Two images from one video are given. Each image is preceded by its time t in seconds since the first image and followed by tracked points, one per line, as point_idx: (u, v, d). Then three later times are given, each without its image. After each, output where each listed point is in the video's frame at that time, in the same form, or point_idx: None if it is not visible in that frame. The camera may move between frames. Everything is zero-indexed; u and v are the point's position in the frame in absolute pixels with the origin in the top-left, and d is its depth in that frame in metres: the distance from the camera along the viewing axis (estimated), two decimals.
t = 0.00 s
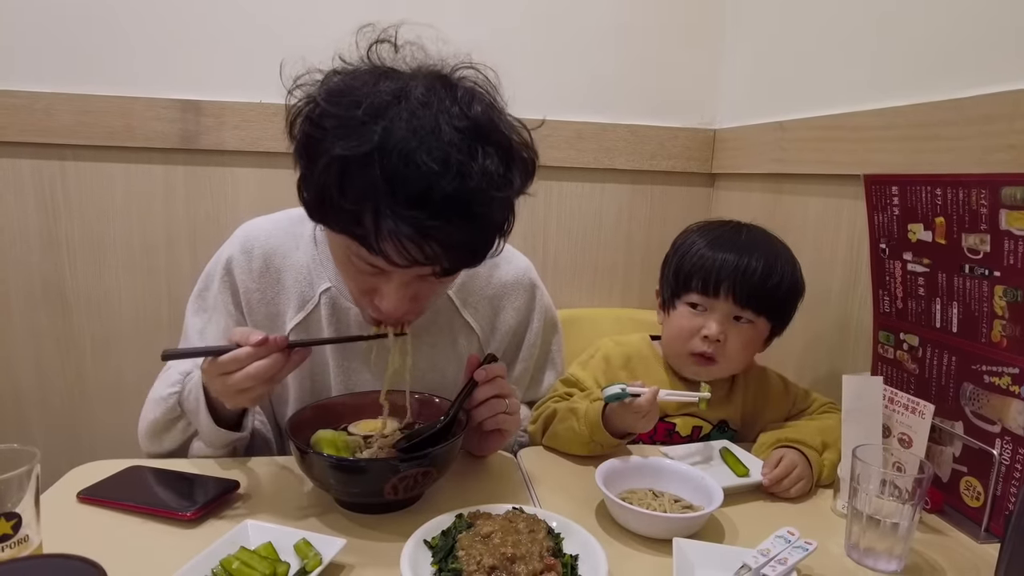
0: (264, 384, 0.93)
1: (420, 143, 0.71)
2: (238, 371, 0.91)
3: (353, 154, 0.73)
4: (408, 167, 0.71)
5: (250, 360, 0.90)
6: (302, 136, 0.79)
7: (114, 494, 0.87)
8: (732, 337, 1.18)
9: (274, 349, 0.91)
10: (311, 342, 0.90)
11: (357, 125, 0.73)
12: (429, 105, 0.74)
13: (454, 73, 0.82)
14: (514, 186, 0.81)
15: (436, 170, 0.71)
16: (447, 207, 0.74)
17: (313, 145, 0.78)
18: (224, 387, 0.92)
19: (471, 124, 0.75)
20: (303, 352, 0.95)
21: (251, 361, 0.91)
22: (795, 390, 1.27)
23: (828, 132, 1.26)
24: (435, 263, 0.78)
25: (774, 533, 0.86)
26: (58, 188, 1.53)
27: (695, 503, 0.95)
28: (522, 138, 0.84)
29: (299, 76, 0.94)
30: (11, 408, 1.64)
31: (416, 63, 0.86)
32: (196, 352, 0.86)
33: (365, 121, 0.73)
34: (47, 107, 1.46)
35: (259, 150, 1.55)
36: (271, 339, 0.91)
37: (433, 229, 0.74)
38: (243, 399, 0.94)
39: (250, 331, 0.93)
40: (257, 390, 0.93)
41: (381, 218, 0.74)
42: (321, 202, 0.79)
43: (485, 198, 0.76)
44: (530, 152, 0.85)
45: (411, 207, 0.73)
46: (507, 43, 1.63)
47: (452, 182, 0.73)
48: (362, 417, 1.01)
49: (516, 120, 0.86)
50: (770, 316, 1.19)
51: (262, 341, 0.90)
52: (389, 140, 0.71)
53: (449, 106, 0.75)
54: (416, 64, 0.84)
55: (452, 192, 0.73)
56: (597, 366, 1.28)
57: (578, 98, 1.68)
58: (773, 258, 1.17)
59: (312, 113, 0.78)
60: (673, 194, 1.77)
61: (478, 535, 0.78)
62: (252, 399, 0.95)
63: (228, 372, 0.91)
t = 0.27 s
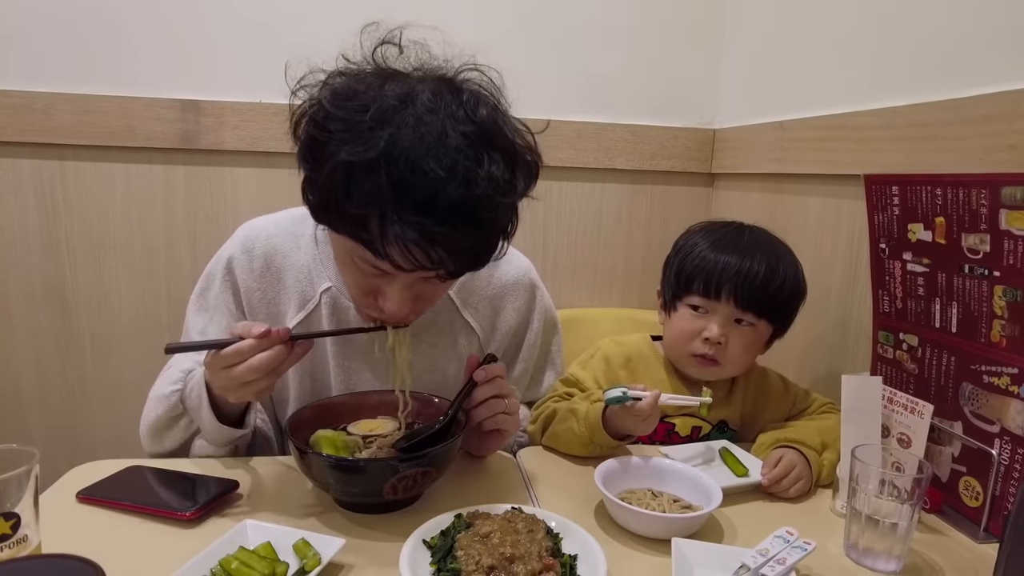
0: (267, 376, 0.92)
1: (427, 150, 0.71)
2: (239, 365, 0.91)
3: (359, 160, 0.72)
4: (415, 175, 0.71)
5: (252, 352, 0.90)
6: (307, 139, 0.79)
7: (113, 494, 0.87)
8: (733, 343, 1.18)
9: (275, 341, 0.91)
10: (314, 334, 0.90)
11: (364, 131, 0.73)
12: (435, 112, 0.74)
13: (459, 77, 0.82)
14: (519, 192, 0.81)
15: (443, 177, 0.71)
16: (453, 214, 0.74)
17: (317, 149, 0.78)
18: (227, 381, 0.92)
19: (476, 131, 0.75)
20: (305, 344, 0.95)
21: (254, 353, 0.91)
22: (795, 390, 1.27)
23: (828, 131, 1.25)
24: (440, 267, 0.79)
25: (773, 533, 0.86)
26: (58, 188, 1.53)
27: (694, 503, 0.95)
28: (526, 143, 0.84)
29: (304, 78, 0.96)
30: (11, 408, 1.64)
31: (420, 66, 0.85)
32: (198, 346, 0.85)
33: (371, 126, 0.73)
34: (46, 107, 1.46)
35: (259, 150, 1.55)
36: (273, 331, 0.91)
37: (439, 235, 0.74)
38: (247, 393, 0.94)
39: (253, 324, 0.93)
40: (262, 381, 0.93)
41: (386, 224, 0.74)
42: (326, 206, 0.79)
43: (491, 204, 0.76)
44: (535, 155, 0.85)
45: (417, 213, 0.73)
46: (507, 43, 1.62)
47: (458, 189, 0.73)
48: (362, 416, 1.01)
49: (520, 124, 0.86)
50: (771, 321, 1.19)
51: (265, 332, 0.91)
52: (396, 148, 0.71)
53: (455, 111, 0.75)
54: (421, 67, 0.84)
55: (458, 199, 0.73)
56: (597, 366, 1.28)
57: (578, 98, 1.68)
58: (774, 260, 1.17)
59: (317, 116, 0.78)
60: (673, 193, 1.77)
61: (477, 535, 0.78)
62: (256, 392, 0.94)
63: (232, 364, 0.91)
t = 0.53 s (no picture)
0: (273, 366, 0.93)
1: (426, 142, 0.72)
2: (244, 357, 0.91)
3: (359, 151, 0.72)
4: (414, 165, 0.71)
5: (257, 343, 0.90)
6: (307, 134, 0.79)
7: (112, 494, 0.88)
8: (730, 344, 1.18)
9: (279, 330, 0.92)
10: (320, 322, 0.91)
11: (363, 124, 0.73)
12: (434, 105, 0.74)
13: (457, 74, 0.82)
14: (518, 185, 0.81)
15: (442, 167, 0.72)
16: (452, 205, 0.74)
17: (317, 143, 0.78)
18: (234, 374, 0.92)
19: (475, 123, 0.75)
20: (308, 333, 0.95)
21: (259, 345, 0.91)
22: (795, 390, 1.26)
23: (827, 131, 1.25)
24: (439, 260, 0.79)
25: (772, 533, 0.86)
26: (58, 188, 1.53)
27: (693, 503, 0.95)
28: (524, 138, 0.84)
29: (304, 76, 0.95)
30: (11, 408, 1.64)
31: (419, 65, 0.86)
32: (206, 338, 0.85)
33: (371, 119, 0.73)
34: (46, 107, 1.46)
35: (258, 150, 1.55)
36: (278, 321, 0.91)
37: (438, 225, 0.74)
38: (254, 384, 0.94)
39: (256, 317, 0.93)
40: (269, 373, 0.93)
41: (385, 215, 0.74)
42: (325, 199, 0.79)
43: (490, 195, 0.76)
44: (532, 151, 0.85)
45: (417, 203, 0.73)
46: (507, 42, 1.62)
47: (457, 180, 0.73)
48: (361, 416, 1.01)
49: (518, 120, 0.86)
50: (769, 324, 1.19)
51: (270, 323, 0.91)
52: (395, 139, 0.71)
53: (453, 105, 0.75)
54: (420, 66, 0.84)
55: (457, 189, 0.73)
56: (596, 366, 1.28)
57: (576, 98, 1.68)
58: (774, 262, 1.17)
59: (317, 112, 0.78)
60: (672, 193, 1.77)
61: (476, 535, 0.78)
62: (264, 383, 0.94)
63: (239, 357, 0.90)
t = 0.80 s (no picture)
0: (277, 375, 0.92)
1: (422, 143, 0.71)
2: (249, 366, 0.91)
3: (355, 149, 0.72)
4: (408, 165, 0.71)
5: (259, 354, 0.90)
6: (306, 131, 0.79)
7: (112, 495, 0.87)
8: (734, 348, 1.18)
9: (280, 339, 0.90)
10: (316, 322, 0.90)
11: (361, 122, 0.73)
12: (433, 107, 0.74)
13: (459, 77, 0.82)
14: (514, 190, 0.81)
15: (437, 168, 0.71)
16: (446, 206, 0.74)
17: (314, 139, 0.78)
18: (240, 383, 0.92)
19: (473, 126, 0.75)
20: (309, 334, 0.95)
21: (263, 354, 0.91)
22: (795, 390, 1.26)
23: (827, 131, 1.25)
24: (432, 261, 0.78)
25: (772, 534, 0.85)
26: (58, 188, 1.53)
27: (694, 504, 0.95)
28: (524, 143, 0.84)
29: (308, 71, 0.95)
30: (10, 408, 1.64)
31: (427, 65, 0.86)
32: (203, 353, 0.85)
33: (369, 118, 0.73)
34: (46, 107, 1.46)
35: (258, 150, 1.55)
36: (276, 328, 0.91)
37: (431, 226, 0.73)
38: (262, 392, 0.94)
39: (253, 324, 0.93)
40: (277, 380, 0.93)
41: (379, 214, 0.74)
42: (320, 196, 0.78)
43: (485, 199, 0.76)
44: (531, 156, 0.85)
45: (410, 204, 0.72)
46: (508, 42, 1.62)
47: (452, 182, 0.73)
48: (361, 416, 1.01)
49: (518, 126, 0.86)
50: (770, 324, 1.18)
51: (269, 330, 0.90)
52: (391, 139, 0.71)
53: (453, 108, 0.75)
54: (424, 67, 0.84)
55: (452, 191, 0.73)
56: (597, 366, 1.28)
57: (577, 98, 1.68)
58: (778, 265, 1.17)
59: (317, 109, 0.78)
60: (672, 193, 1.77)
61: (476, 535, 0.78)
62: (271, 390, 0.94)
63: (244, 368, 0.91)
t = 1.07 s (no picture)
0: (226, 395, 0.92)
1: (423, 146, 0.71)
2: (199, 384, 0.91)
3: (356, 154, 0.72)
4: (410, 170, 0.71)
5: (207, 372, 0.90)
6: (307, 136, 0.79)
7: (112, 495, 0.87)
8: (737, 349, 1.18)
9: (227, 360, 0.90)
10: (266, 350, 0.89)
11: (361, 126, 0.73)
12: (433, 109, 0.74)
13: (458, 76, 0.82)
14: (517, 189, 0.80)
15: (439, 171, 0.71)
16: (449, 209, 0.73)
17: (315, 145, 0.78)
18: (189, 399, 0.92)
19: (473, 127, 0.75)
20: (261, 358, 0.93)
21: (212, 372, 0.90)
22: (796, 390, 1.26)
23: (828, 131, 1.25)
24: (437, 264, 0.78)
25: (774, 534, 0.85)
26: (57, 187, 1.52)
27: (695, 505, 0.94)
28: (524, 141, 0.84)
29: (306, 75, 0.95)
30: (10, 408, 1.64)
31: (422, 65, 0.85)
32: (161, 361, 0.85)
33: (369, 122, 0.73)
34: (46, 107, 1.46)
35: (258, 150, 1.55)
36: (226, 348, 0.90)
37: (435, 230, 0.73)
38: (210, 410, 0.94)
39: (207, 339, 0.92)
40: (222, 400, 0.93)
41: (383, 219, 0.74)
42: (324, 202, 0.78)
43: (488, 200, 0.75)
44: (532, 154, 0.85)
45: (414, 208, 0.72)
46: (508, 41, 1.62)
47: (454, 184, 0.72)
48: (362, 417, 1.01)
49: (518, 123, 0.85)
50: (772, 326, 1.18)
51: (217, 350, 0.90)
52: (392, 143, 0.71)
53: (452, 109, 0.75)
54: (420, 67, 0.84)
55: (454, 194, 0.72)
56: (598, 366, 1.28)
57: (577, 97, 1.68)
58: (783, 266, 1.17)
59: (316, 114, 0.78)
60: (673, 193, 1.77)
61: (477, 536, 0.78)
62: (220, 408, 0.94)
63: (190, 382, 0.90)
